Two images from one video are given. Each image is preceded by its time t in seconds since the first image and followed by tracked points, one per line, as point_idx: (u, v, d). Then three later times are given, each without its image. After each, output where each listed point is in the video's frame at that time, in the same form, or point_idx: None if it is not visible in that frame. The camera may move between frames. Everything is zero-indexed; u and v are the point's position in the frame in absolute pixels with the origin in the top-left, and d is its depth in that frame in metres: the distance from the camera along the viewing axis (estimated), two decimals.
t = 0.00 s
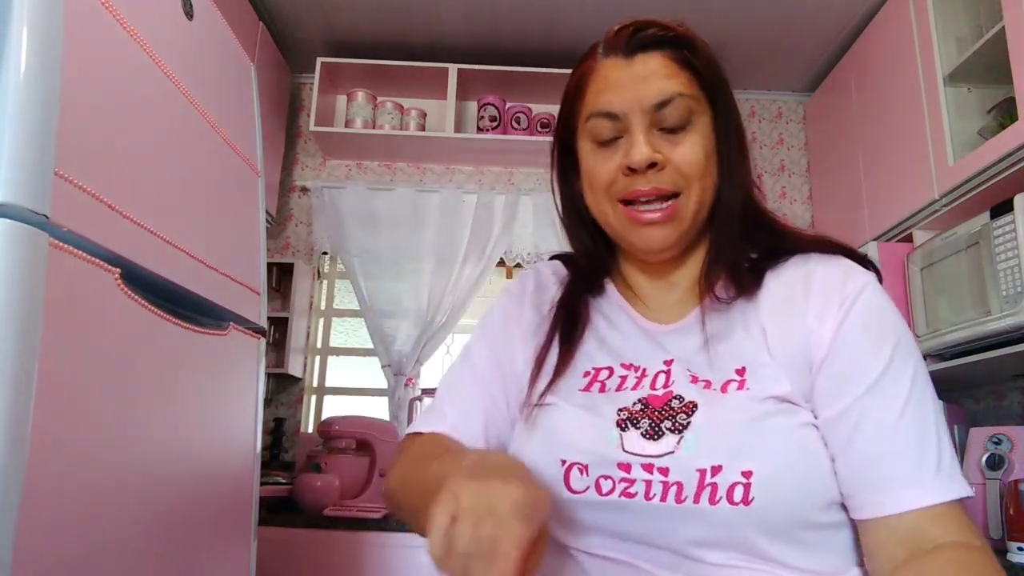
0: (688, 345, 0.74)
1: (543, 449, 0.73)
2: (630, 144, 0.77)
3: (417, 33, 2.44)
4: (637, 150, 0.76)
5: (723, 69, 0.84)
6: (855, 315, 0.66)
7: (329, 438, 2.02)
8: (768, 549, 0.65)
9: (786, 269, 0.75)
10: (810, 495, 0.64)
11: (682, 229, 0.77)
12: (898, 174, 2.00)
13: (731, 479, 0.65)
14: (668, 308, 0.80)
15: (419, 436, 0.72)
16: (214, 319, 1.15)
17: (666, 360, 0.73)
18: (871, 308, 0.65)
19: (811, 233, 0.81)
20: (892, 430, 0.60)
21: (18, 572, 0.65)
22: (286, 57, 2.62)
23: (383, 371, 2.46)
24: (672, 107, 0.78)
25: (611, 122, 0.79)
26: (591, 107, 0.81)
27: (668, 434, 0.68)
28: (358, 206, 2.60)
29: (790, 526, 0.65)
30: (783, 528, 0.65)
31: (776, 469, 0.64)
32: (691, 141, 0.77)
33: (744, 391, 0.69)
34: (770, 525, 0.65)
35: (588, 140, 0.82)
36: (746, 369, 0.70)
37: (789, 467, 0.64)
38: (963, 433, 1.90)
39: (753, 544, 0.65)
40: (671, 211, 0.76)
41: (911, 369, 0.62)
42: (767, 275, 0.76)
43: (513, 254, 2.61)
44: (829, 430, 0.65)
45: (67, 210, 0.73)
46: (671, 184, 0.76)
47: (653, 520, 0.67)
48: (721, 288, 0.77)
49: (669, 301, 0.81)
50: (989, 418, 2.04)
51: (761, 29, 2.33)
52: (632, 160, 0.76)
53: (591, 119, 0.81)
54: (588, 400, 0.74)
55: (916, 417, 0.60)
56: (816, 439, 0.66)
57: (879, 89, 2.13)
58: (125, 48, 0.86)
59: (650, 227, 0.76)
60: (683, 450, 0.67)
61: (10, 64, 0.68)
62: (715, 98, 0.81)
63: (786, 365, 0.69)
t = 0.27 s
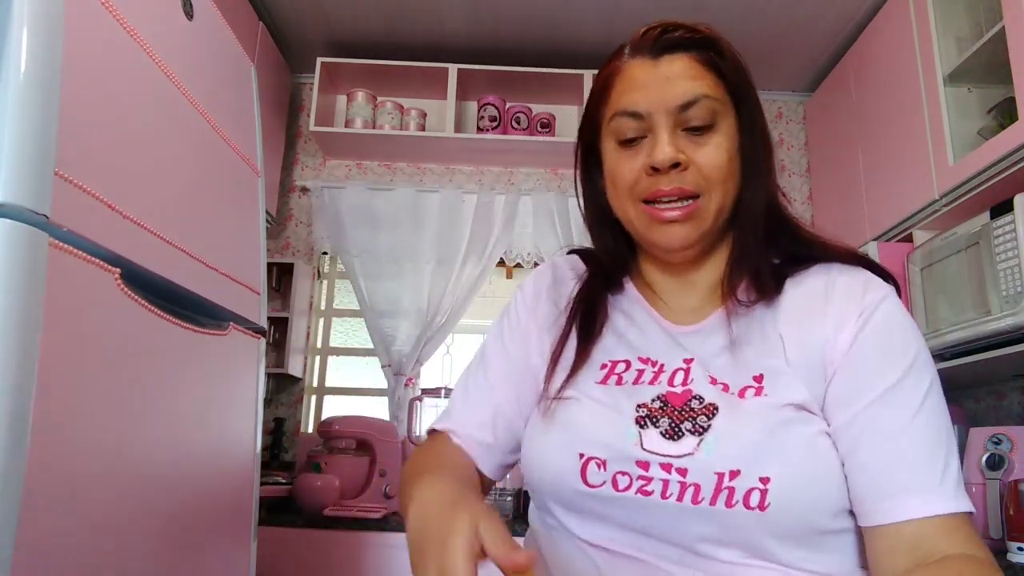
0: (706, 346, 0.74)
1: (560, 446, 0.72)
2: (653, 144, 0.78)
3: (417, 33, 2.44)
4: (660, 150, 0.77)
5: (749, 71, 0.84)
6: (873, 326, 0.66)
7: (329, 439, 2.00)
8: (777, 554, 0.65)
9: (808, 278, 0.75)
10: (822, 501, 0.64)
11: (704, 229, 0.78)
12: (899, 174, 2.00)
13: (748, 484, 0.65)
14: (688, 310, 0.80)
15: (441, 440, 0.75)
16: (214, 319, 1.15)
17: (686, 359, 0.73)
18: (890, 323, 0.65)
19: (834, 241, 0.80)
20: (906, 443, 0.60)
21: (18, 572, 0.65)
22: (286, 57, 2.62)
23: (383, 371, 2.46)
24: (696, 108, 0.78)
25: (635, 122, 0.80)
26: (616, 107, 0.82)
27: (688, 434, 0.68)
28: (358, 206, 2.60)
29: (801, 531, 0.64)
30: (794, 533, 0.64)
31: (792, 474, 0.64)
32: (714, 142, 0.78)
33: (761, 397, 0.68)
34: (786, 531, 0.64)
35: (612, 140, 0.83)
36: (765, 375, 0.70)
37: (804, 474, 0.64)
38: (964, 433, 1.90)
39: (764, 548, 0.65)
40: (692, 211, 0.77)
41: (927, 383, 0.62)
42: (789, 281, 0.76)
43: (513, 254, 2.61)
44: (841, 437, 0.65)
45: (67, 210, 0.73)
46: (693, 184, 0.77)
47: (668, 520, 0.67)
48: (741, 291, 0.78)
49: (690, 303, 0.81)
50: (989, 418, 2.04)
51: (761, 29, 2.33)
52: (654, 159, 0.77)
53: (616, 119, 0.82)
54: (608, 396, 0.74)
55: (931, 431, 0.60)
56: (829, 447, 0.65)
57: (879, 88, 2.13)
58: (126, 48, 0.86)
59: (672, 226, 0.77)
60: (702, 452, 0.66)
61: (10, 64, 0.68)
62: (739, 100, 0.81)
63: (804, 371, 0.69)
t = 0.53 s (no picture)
0: (714, 357, 0.73)
1: (566, 459, 0.71)
2: (659, 140, 0.77)
3: (417, 33, 2.44)
4: (666, 146, 0.76)
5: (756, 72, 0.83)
6: (873, 330, 0.67)
7: (329, 439, 1.99)
8: (781, 564, 0.66)
9: (810, 282, 0.75)
10: (826, 509, 0.64)
11: (708, 228, 0.76)
12: (899, 174, 2.00)
13: (757, 499, 0.64)
14: (693, 313, 0.79)
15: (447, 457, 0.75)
16: (214, 319, 1.15)
17: (693, 371, 0.72)
18: (891, 325, 0.66)
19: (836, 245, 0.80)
20: (904, 443, 0.61)
21: (19, 572, 0.65)
22: (286, 57, 2.62)
23: (383, 371, 2.46)
24: (703, 105, 0.78)
25: (641, 119, 0.79)
26: (621, 104, 0.81)
27: (697, 451, 0.66)
28: (358, 206, 2.60)
29: (806, 540, 0.64)
30: (800, 543, 0.65)
31: (800, 487, 0.64)
32: (720, 141, 0.77)
33: (770, 408, 0.68)
34: (795, 543, 0.65)
35: (617, 136, 0.82)
36: (772, 383, 0.69)
37: (810, 484, 0.64)
38: (964, 433, 1.90)
39: (768, 559, 0.65)
40: (697, 208, 0.75)
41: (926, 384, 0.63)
42: (793, 283, 0.77)
43: (513, 254, 2.61)
44: (842, 443, 0.65)
45: (67, 210, 0.73)
46: (699, 181, 0.75)
47: (676, 534, 0.66)
48: (747, 294, 0.78)
49: (695, 305, 0.80)
50: (989, 418, 2.04)
51: (761, 29, 2.33)
52: (660, 155, 0.76)
53: (622, 115, 0.81)
54: (614, 407, 0.72)
55: (927, 431, 0.61)
56: (830, 454, 0.66)
57: (880, 88, 2.13)
58: (126, 48, 0.86)
59: (676, 223, 0.76)
60: (711, 470, 0.65)
61: (10, 63, 0.68)
62: (747, 98, 0.81)
63: (808, 378, 0.69)
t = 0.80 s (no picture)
0: (701, 356, 0.73)
1: (553, 458, 0.70)
2: (639, 137, 0.77)
3: (417, 33, 2.44)
4: (646, 143, 0.75)
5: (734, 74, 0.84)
6: (856, 336, 0.68)
7: (329, 439, 2.00)
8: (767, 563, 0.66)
9: (795, 284, 0.76)
10: (810, 510, 0.65)
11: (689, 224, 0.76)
12: (899, 174, 2.00)
13: (744, 499, 0.65)
14: (678, 312, 0.79)
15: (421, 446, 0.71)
16: (214, 319, 1.15)
17: (679, 370, 0.72)
18: (873, 331, 0.68)
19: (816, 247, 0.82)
20: (887, 450, 0.62)
21: (19, 573, 0.65)
22: (286, 57, 2.62)
23: (383, 371, 2.46)
24: (682, 102, 0.78)
25: (621, 116, 0.79)
26: (602, 102, 0.81)
27: (685, 450, 0.66)
28: (358, 206, 2.60)
29: (791, 539, 0.66)
30: (785, 543, 0.66)
31: (786, 487, 0.65)
32: (699, 137, 0.77)
33: (755, 408, 0.68)
34: (778, 543, 0.65)
35: (598, 134, 0.81)
36: (757, 385, 0.70)
37: (796, 486, 0.65)
38: (964, 433, 1.90)
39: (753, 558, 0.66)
40: (678, 204, 0.75)
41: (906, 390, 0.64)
42: (778, 283, 0.78)
43: (513, 254, 2.61)
44: (826, 446, 0.66)
45: (67, 210, 0.73)
46: (679, 177, 0.74)
47: (664, 533, 0.66)
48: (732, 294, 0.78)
49: (679, 305, 0.80)
50: (989, 418, 2.04)
51: (760, 29, 2.33)
52: (640, 151, 0.75)
53: (602, 113, 0.80)
54: (600, 406, 0.72)
55: (910, 436, 0.62)
56: (816, 457, 0.67)
57: (880, 88, 2.13)
58: (126, 48, 0.86)
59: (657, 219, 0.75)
60: (700, 468, 0.65)
61: (10, 64, 0.68)
62: (725, 97, 0.81)
63: (792, 379, 0.70)
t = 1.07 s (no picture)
0: (654, 345, 0.66)
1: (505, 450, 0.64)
2: (585, 120, 0.71)
3: (417, 34, 2.44)
4: (594, 124, 0.69)
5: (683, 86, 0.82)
6: (798, 326, 0.63)
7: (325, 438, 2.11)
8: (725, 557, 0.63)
9: (738, 277, 0.70)
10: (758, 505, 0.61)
11: (634, 211, 0.68)
12: (899, 174, 2.00)
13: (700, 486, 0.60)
14: (621, 303, 0.71)
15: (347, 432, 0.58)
16: (214, 319, 1.15)
17: (630, 356, 0.65)
18: (810, 322, 0.63)
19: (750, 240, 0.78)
20: (827, 443, 0.58)
21: (18, 572, 0.65)
22: (286, 57, 2.62)
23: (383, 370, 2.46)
24: (630, 88, 0.72)
25: (568, 100, 0.73)
26: (547, 88, 0.75)
27: (644, 436, 0.60)
28: (358, 206, 2.61)
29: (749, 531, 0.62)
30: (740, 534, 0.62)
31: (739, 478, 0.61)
32: (647, 124, 0.71)
33: (704, 396, 0.63)
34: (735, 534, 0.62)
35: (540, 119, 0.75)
36: (704, 375, 0.64)
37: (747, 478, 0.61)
38: (963, 433, 1.90)
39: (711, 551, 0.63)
40: (626, 189, 0.68)
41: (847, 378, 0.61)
42: (723, 272, 0.71)
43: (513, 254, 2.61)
44: (774, 439, 0.62)
45: (67, 210, 0.73)
46: (629, 159, 0.68)
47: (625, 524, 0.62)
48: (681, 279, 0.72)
49: (622, 295, 0.71)
50: (989, 418, 2.04)
51: (760, 29, 2.33)
52: (587, 132, 0.68)
53: (548, 96, 0.74)
54: (547, 392, 0.64)
55: (856, 427, 0.58)
56: (761, 447, 0.63)
57: (880, 88, 2.12)
58: (126, 48, 0.86)
59: (602, 203, 0.67)
60: (659, 453, 0.60)
61: (9, 64, 0.68)
62: (669, 94, 0.77)
63: (739, 369, 0.64)
